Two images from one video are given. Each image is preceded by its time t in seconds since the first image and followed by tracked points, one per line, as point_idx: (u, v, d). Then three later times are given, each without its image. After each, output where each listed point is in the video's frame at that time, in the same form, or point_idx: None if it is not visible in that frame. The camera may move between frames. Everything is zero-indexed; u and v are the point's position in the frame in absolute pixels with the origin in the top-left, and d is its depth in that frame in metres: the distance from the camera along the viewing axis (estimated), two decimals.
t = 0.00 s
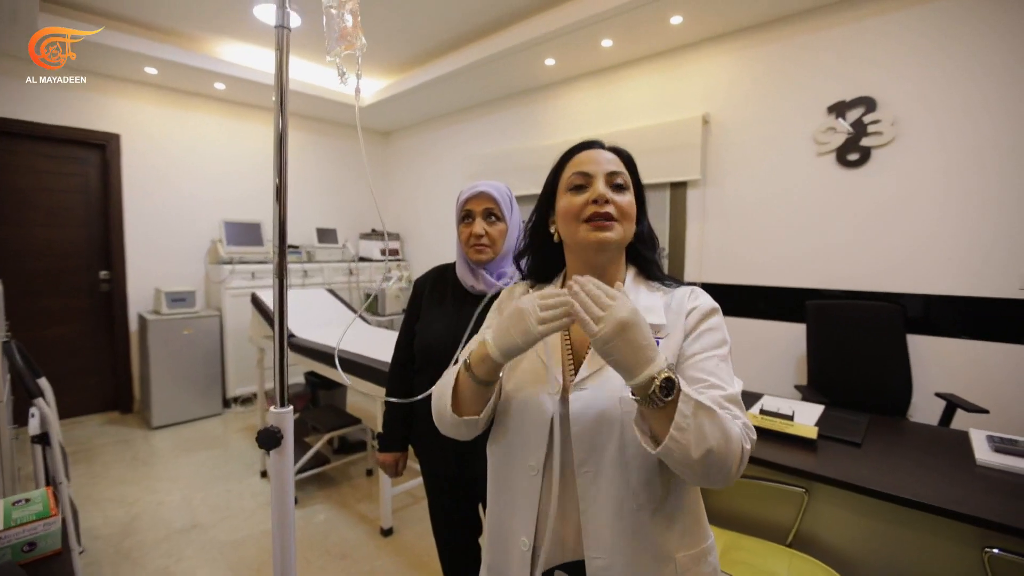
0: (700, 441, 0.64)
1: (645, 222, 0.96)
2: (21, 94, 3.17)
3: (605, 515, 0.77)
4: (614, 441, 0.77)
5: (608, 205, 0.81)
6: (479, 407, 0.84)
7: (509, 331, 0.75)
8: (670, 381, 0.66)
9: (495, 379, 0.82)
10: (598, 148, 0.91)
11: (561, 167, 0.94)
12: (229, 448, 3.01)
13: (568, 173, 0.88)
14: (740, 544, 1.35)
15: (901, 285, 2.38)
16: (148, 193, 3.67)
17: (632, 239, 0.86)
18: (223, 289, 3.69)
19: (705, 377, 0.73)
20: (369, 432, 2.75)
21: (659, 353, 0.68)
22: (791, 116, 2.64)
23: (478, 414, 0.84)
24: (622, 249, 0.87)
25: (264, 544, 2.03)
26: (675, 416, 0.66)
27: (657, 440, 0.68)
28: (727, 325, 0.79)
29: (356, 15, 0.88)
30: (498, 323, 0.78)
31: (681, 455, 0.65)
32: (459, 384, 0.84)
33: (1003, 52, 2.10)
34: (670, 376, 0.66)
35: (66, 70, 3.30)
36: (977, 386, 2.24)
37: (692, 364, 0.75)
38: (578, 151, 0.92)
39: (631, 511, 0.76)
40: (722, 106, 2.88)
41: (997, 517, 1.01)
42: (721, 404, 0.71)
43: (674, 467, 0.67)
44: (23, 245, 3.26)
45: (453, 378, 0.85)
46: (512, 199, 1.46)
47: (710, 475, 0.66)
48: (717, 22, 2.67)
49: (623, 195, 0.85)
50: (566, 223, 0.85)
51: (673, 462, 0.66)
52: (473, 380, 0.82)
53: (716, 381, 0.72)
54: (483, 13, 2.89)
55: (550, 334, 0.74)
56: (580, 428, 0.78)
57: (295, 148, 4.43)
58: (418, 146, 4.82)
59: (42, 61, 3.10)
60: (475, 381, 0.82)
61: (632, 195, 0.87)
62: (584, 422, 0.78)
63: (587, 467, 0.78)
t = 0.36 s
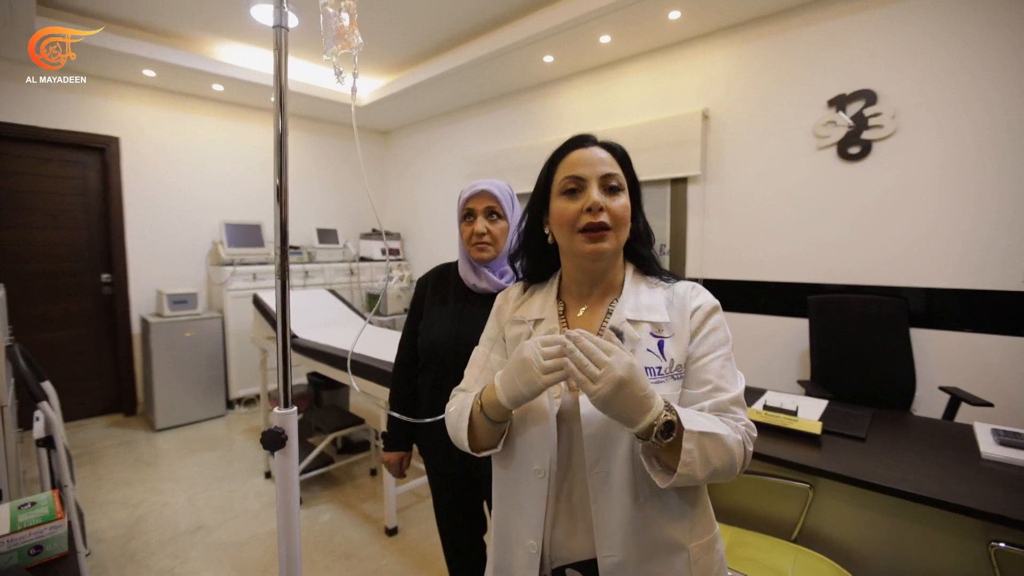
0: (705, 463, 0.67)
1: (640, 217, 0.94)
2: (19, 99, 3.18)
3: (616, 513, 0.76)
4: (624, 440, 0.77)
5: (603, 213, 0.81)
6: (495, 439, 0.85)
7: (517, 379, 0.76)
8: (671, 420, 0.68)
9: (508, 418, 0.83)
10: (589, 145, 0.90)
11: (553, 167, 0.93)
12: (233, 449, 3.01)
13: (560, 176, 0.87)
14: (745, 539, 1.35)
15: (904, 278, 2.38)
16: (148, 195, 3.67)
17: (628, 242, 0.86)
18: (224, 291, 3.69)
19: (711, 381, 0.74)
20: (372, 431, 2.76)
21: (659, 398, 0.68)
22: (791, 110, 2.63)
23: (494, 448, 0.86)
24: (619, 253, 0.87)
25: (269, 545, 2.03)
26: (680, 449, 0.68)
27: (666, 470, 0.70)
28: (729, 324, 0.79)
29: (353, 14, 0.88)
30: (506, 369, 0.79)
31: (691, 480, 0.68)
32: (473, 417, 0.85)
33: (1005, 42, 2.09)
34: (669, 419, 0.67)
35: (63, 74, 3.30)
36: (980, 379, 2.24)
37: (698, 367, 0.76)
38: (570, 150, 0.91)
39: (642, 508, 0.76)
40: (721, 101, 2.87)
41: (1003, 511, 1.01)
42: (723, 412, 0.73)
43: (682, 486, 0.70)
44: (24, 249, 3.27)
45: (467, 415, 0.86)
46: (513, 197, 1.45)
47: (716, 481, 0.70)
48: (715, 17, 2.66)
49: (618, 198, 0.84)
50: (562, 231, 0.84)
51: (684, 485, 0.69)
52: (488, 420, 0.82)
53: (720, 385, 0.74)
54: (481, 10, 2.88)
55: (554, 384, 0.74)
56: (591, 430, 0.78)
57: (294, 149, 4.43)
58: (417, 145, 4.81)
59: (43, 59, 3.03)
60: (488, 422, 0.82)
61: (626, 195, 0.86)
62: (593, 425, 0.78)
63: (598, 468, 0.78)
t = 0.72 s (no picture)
0: (707, 457, 0.67)
1: (638, 214, 0.94)
2: (18, 97, 3.17)
3: (612, 508, 0.76)
4: (621, 435, 0.77)
5: (596, 209, 0.81)
6: (489, 431, 0.86)
7: (502, 366, 0.77)
8: (678, 414, 0.68)
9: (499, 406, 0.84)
10: (582, 143, 0.90)
11: (547, 166, 0.94)
12: (231, 447, 3.01)
13: (554, 175, 0.88)
14: (743, 538, 1.35)
15: (903, 278, 2.38)
16: (147, 193, 3.67)
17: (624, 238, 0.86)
18: (224, 289, 3.69)
19: (709, 374, 0.74)
20: (371, 430, 2.76)
21: (666, 393, 0.68)
22: (791, 109, 2.63)
23: (488, 439, 0.87)
24: (616, 249, 0.87)
25: (267, 544, 2.03)
26: (683, 442, 0.68)
27: (667, 465, 0.69)
28: (728, 319, 0.79)
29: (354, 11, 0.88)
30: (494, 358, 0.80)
31: (693, 473, 0.67)
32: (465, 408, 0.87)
33: (1005, 42, 2.09)
34: (675, 415, 0.67)
35: (63, 72, 3.30)
36: (978, 380, 2.24)
37: (697, 361, 0.75)
38: (562, 149, 0.91)
39: (636, 504, 0.76)
40: (722, 100, 2.87)
41: (1003, 511, 1.00)
42: (722, 406, 0.73)
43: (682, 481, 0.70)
44: (23, 247, 3.27)
45: (459, 406, 0.88)
46: (512, 196, 1.45)
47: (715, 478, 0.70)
48: (715, 16, 2.66)
49: (612, 194, 0.84)
50: (558, 230, 0.84)
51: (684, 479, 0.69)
52: (477, 410, 0.84)
53: (718, 379, 0.74)
54: (481, 9, 2.88)
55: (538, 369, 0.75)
56: (587, 426, 0.78)
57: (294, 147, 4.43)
58: (417, 144, 4.81)
59: (43, 61, 3.06)
60: (478, 411, 0.84)
61: (620, 191, 0.86)
62: (589, 418, 0.78)
63: (595, 464, 0.78)
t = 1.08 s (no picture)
0: (699, 463, 0.67)
1: (636, 214, 0.94)
2: (17, 101, 3.17)
3: (610, 510, 0.76)
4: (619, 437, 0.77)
5: (590, 207, 0.81)
6: (490, 435, 0.86)
7: (510, 373, 0.76)
8: (664, 424, 0.68)
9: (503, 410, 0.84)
10: (577, 143, 0.91)
11: (543, 167, 0.94)
12: (231, 451, 3.01)
13: (549, 176, 0.88)
14: (743, 539, 1.35)
15: (901, 279, 2.38)
16: (145, 197, 3.67)
17: (621, 235, 0.86)
18: (224, 293, 3.69)
19: (706, 378, 0.74)
20: (371, 433, 2.75)
21: (650, 403, 0.69)
22: (788, 111, 2.63)
23: (491, 442, 0.87)
24: (613, 247, 0.87)
25: (267, 547, 2.02)
26: (672, 450, 0.68)
27: (659, 472, 0.70)
28: (726, 322, 0.79)
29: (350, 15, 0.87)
30: (499, 362, 0.78)
31: (685, 481, 0.67)
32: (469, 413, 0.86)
33: (1002, 42, 2.09)
34: (660, 426, 0.68)
35: (63, 77, 3.31)
36: (977, 379, 2.24)
37: (694, 364, 0.76)
38: (558, 149, 0.91)
39: (637, 507, 0.75)
40: (719, 102, 2.88)
41: (1003, 511, 1.00)
42: (716, 412, 0.73)
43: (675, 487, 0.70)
44: (23, 251, 3.26)
45: (462, 410, 0.86)
46: (510, 198, 1.45)
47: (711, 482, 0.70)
48: (712, 19, 2.67)
49: (606, 192, 0.84)
50: (553, 229, 0.85)
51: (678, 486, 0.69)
52: (482, 415, 0.83)
53: (715, 383, 0.74)
54: (479, 13, 2.89)
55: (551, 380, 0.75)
56: (586, 429, 0.78)
57: (293, 150, 4.44)
58: (415, 147, 4.82)
59: (43, 59, 3.00)
60: (483, 416, 0.83)
61: (616, 189, 0.86)
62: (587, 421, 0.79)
63: (593, 466, 0.78)
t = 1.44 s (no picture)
0: (690, 470, 0.67)
1: (635, 217, 0.94)
2: (18, 102, 3.18)
3: (610, 515, 0.76)
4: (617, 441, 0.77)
5: (589, 215, 0.81)
6: (492, 449, 0.85)
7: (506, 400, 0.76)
8: (650, 431, 0.68)
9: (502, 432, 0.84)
10: (577, 149, 0.91)
11: (542, 173, 0.94)
12: (230, 453, 3.00)
13: (549, 182, 0.88)
14: (742, 543, 1.35)
15: (901, 283, 2.38)
16: (146, 198, 3.67)
17: (620, 241, 0.86)
18: (223, 294, 3.69)
19: (704, 381, 0.74)
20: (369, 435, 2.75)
21: (635, 410, 0.69)
22: (788, 115, 2.64)
23: (494, 457, 0.87)
24: (613, 252, 0.87)
25: (266, 549, 2.02)
26: (662, 456, 0.68)
27: (651, 477, 0.70)
28: (726, 325, 0.79)
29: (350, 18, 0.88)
30: (496, 387, 0.79)
31: (678, 486, 0.67)
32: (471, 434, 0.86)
33: (1001, 47, 2.10)
34: (646, 432, 0.68)
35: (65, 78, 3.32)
36: (977, 384, 2.24)
37: (691, 366, 0.76)
38: (557, 155, 0.92)
39: (637, 512, 0.75)
40: (719, 106, 2.88)
41: (1002, 517, 1.00)
42: (713, 415, 0.72)
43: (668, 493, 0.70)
44: (24, 251, 3.27)
45: (462, 432, 0.86)
46: (509, 201, 1.46)
47: (705, 488, 0.70)
48: (712, 23, 2.68)
49: (606, 198, 0.84)
50: (553, 236, 0.85)
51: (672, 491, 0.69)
52: (482, 435, 0.83)
53: (713, 386, 0.73)
54: (480, 16, 2.90)
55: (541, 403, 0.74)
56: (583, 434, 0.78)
57: (294, 152, 4.44)
58: (416, 149, 4.83)
59: (43, 59, 2.99)
60: (483, 436, 0.83)
61: (615, 196, 0.86)
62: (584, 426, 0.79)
63: (590, 471, 0.78)
